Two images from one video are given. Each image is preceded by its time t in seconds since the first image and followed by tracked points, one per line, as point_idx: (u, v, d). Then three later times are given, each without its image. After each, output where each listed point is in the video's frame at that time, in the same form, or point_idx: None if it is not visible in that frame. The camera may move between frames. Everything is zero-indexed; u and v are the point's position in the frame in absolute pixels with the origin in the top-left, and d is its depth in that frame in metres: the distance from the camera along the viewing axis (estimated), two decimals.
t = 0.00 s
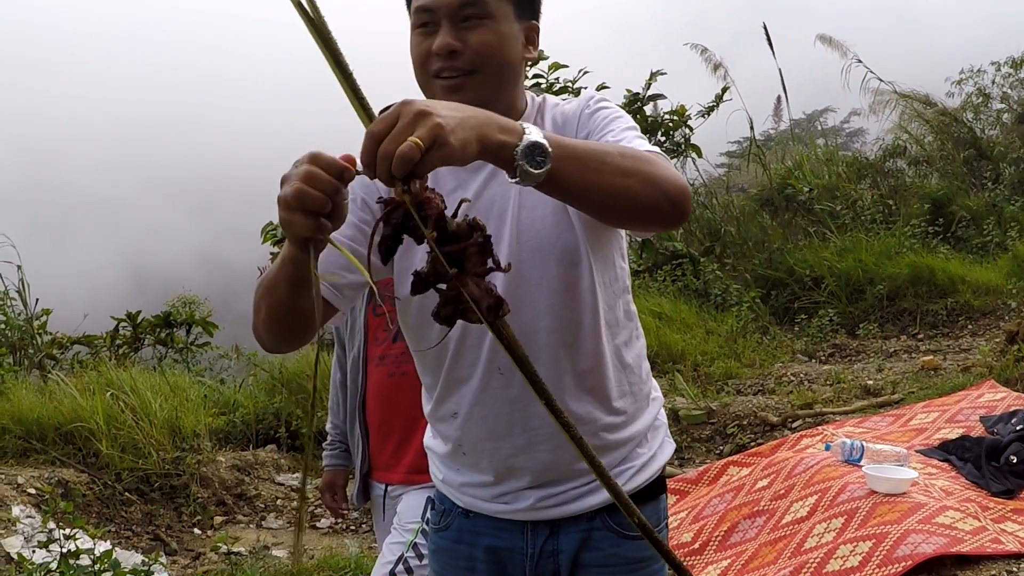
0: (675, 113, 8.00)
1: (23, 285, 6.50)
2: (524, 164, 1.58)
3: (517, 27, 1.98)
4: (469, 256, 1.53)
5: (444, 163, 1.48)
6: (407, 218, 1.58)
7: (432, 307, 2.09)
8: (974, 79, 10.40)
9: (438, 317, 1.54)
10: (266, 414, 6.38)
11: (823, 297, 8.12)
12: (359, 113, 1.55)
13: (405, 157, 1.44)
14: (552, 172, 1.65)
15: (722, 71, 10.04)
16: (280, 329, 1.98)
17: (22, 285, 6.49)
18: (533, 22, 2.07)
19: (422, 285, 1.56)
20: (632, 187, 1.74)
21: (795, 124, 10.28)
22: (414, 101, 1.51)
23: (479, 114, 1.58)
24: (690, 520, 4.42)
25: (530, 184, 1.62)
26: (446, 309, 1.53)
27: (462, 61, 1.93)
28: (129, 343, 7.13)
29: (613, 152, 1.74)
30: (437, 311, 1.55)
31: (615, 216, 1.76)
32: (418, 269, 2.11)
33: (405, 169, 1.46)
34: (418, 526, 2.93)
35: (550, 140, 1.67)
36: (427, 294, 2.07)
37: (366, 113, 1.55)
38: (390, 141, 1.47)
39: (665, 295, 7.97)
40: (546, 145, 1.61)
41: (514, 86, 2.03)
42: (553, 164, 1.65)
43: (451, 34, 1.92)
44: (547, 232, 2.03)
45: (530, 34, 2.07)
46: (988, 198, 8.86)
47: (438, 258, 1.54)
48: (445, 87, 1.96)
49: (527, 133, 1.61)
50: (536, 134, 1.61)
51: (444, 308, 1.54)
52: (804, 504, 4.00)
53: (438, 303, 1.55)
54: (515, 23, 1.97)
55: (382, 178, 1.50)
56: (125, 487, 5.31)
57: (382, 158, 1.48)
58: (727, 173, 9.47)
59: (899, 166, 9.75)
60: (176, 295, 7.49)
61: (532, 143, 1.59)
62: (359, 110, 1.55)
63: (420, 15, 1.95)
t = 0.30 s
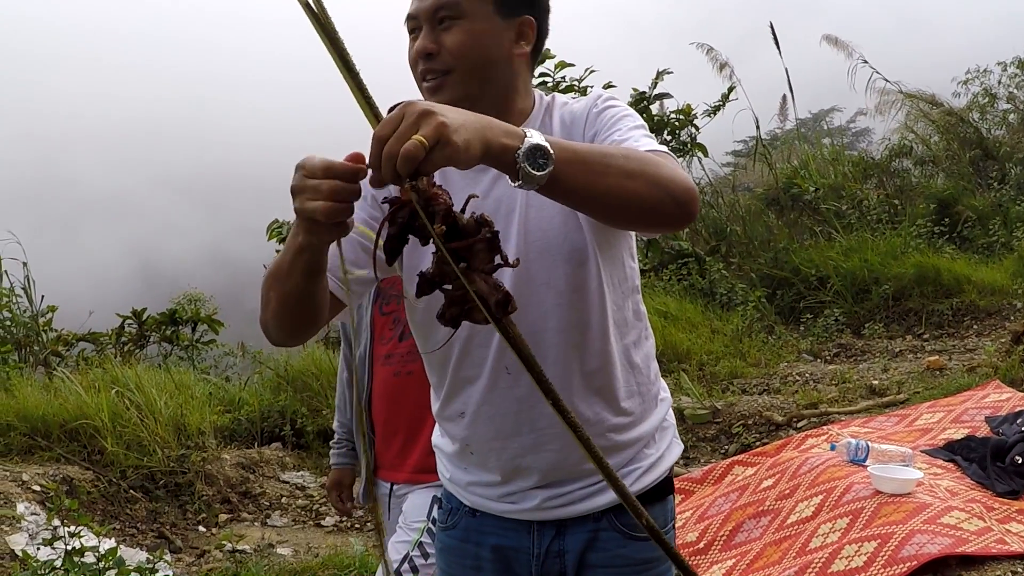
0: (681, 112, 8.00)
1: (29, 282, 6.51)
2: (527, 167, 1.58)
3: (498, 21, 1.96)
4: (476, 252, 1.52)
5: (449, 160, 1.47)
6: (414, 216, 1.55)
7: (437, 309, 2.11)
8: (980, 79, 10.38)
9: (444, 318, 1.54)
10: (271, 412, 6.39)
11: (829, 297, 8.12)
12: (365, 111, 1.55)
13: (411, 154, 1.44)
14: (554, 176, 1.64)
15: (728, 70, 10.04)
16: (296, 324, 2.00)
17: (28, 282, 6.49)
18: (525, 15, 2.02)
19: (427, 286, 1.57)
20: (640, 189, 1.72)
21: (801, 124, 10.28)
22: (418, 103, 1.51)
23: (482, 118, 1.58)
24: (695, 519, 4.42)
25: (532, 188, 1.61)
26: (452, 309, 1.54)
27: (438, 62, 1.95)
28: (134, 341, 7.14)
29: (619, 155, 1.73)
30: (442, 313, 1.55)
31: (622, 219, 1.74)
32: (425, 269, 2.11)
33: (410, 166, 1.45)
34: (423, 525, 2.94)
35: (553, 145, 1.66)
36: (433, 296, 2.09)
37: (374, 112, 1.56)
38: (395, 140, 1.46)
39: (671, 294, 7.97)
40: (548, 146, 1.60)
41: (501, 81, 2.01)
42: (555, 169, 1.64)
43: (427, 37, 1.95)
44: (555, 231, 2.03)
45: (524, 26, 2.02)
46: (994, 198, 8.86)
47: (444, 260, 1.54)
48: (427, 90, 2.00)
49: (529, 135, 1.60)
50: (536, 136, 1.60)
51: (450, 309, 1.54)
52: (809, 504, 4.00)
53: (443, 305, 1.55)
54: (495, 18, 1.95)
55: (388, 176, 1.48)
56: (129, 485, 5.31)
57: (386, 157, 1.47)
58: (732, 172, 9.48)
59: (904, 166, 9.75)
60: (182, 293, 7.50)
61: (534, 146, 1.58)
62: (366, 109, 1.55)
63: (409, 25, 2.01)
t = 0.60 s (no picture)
0: (686, 113, 8.00)
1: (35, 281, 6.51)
2: (535, 172, 1.57)
3: (478, 23, 1.99)
4: (481, 254, 1.50)
5: (456, 165, 1.47)
6: (417, 218, 1.55)
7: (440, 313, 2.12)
8: (986, 80, 10.37)
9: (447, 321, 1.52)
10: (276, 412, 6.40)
11: (833, 297, 8.11)
12: (368, 111, 1.54)
13: (419, 155, 1.43)
14: (564, 182, 1.64)
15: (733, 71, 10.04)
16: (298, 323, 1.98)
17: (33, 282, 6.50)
18: (508, 16, 2.04)
19: (429, 289, 1.53)
20: (645, 192, 1.72)
21: (806, 124, 10.28)
22: (431, 105, 1.49)
23: (491, 122, 1.58)
24: (700, 520, 4.42)
25: (541, 192, 1.62)
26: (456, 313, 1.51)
27: (422, 70, 2.03)
28: (139, 340, 7.14)
29: (626, 157, 1.72)
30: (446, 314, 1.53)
31: (628, 220, 1.73)
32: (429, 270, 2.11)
33: (417, 167, 1.45)
34: (430, 525, 2.95)
35: (561, 146, 1.65)
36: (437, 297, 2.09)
37: (377, 112, 1.55)
38: (406, 139, 1.45)
39: (675, 295, 7.98)
40: (556, 152, 1.60)
41: (487, 81, 2.05)
42: (565, 173, 1.63)
43: (415, 49, 2.03)
44: (559, 234, 2.03)
45: (508, 26, 2.05)
46: (999, 199, 8.86)
47: (448, 261, 1.52)
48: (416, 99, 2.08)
49: (538, 140, 1.60)
50: (545, 141, 1.60)
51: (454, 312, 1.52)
52: (813, 505, 4.00)
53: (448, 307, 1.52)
54: (474, 20, 1.99)
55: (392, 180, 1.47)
56: (134, 484, 5.31)
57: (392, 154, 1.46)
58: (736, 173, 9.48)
59: (909, 167, 9.74)
60: (187, 292, 7.50)
61: (543, 152, 1.58)
62: (367, 109, 1.54)
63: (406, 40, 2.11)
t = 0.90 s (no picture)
0: (688, 111, 8.00)
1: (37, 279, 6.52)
2: (538, 175, 1.58)
3: (474, 20, 2.00)
4: (479, 258, 1.49)
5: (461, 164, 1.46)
6: (421, 215, 1.54)
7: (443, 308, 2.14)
8: (988, 78, 10.37)
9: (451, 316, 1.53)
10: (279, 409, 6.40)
11: (836, 295, 8.11)
12: (370, 106, 1.54)
13: (422, 153, 1.43)
14: (568, 182, 1.64)
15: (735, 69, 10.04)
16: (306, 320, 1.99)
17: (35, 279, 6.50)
18: (506, 12, 2.04)
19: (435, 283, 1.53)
20: (650, 190, 1.72)
21: (808, 122, 10.28)
22: (435, 104, 1.49)
23: (496, 122, 1.57)
24: (702, 517, 4.43)
25: (546, 193, 1.62)
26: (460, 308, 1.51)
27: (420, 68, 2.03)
28: (141, 338, 7.15)
29: (630, 155, 1.72)
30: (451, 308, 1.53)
31: (633, 218, 1.73)
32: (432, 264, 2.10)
33: (418, 166, 1.44)
34: (433, 522, 2.94)
35: (564, 145, 1.65)
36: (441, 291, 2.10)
37: (380, 108, 1.55)
38: (409, 136, 1.45)
39: (677, 292, 7.99)
40: (560, 153, 1.60)
41: (485, 77, 2.05)
42: (568, 174, 1.64)
43: (413, 47, 2.04)
44: (560, 229, 2.02)
45: (506, 21, 2.04)
46: (1002, 197, 8.85)
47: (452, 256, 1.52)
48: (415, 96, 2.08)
49: (543, 140, 1.59)
50: (550, 142, 1.60)
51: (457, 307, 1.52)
52: (815, 502, 4.00)
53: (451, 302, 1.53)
54: (470, 17, 2.00)
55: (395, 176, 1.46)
56: (136, 482, 5.32)
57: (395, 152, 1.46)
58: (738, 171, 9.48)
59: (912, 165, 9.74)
60: (190, 290, 7.50)
61: (548, 153, 1.58)
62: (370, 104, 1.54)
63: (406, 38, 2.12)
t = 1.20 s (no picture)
0: (689, 110, 8.00)
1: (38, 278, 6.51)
2: (539, 163, 1.56)
3: (472, 19, 1.99)
4: (478, 249, 1.51)
5: (455, 157, 1.47)
6: (415, 214, 1.54)
7: (439, 307, 2.13)
8: (989, 77, 10.37)
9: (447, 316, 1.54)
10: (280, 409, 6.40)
11: (837, 295, 8.11)
12: (365, 107, 1.54)
13: (413, 149, 1.45)
14: (568, 171, 1.64)
15: (736, 68, 10.04)
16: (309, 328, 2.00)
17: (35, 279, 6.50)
18: (503, 10, 2.03)
19: (428, 285, 1.53)
20: (651, 182, 1.71)
21: (809, 122, 10.28)
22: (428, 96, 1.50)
23: (492, 114, 1.57)
24: (702, 516, 4.43)
25: (547, 182, 1.61)
26: (455, 308, 1.53)
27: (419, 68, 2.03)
28: (142, 338, 7.16)
29: (630, 145, 1.71)
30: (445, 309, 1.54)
31: (634, 210, 1.73)
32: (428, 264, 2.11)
33: (411, 161, 1.46)
34: (430, 521, 2.94)
35: (564, 136, 1.65)
36: (437, 292, 2.10)
37: (374, 108, 1.55)
38: (402, 133, 1.47)
39: (678, 292, 7.99)
40: (559, 142, 1.59)
41: (483, 76, 2.05)
42: (568, 161, 1.63)
43: (412, 47, 2.04)
44: (559, 226, 2.02)
45: (504, 20, 2.03)
46: (1002, 196, 8.86)
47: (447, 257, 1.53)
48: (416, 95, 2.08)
49: (542, 129, 1.59)
50: (549, 130, 1.59)
51: (452, 307, 1.53)
52: (816, 501, 4.01)
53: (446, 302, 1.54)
54: (469, 16, 1.99)
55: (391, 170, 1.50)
56: (137, 481, 5.32)
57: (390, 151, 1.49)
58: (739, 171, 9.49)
59: (913, 164, 9.74)
60: (191, 290, 7.50)
61: (546, 142, 1.57)
62: (364, 104, 1.54)
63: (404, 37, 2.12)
